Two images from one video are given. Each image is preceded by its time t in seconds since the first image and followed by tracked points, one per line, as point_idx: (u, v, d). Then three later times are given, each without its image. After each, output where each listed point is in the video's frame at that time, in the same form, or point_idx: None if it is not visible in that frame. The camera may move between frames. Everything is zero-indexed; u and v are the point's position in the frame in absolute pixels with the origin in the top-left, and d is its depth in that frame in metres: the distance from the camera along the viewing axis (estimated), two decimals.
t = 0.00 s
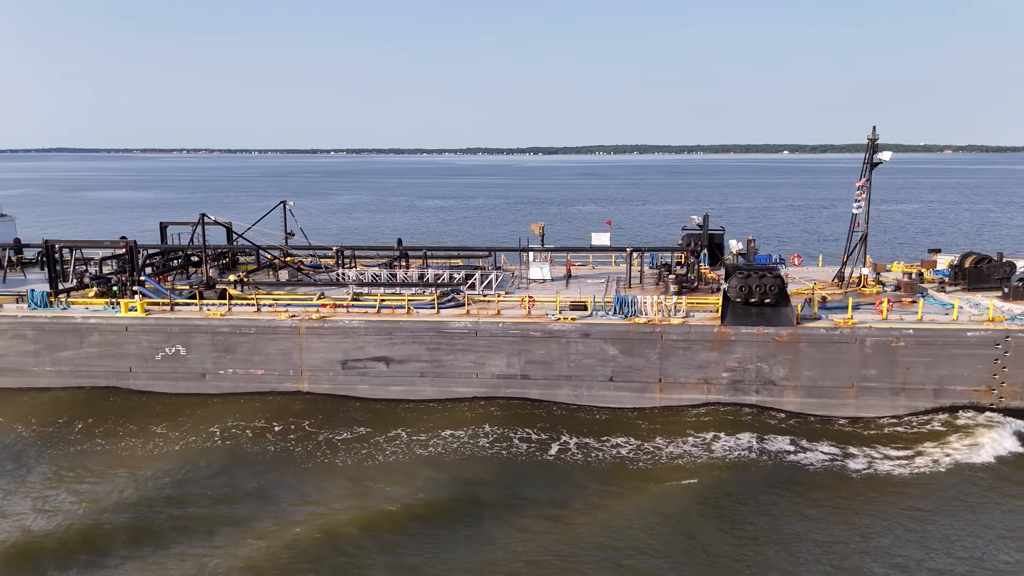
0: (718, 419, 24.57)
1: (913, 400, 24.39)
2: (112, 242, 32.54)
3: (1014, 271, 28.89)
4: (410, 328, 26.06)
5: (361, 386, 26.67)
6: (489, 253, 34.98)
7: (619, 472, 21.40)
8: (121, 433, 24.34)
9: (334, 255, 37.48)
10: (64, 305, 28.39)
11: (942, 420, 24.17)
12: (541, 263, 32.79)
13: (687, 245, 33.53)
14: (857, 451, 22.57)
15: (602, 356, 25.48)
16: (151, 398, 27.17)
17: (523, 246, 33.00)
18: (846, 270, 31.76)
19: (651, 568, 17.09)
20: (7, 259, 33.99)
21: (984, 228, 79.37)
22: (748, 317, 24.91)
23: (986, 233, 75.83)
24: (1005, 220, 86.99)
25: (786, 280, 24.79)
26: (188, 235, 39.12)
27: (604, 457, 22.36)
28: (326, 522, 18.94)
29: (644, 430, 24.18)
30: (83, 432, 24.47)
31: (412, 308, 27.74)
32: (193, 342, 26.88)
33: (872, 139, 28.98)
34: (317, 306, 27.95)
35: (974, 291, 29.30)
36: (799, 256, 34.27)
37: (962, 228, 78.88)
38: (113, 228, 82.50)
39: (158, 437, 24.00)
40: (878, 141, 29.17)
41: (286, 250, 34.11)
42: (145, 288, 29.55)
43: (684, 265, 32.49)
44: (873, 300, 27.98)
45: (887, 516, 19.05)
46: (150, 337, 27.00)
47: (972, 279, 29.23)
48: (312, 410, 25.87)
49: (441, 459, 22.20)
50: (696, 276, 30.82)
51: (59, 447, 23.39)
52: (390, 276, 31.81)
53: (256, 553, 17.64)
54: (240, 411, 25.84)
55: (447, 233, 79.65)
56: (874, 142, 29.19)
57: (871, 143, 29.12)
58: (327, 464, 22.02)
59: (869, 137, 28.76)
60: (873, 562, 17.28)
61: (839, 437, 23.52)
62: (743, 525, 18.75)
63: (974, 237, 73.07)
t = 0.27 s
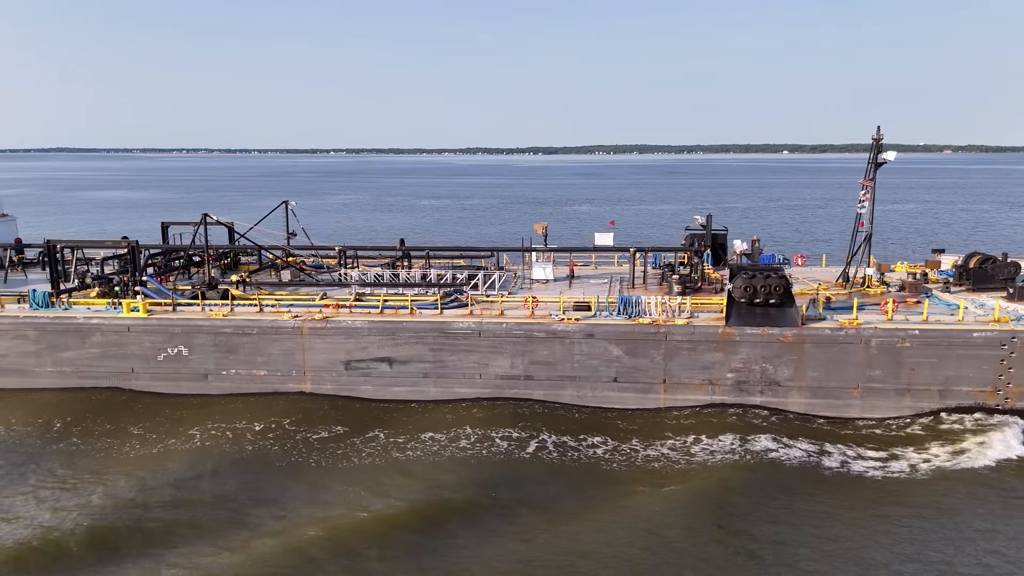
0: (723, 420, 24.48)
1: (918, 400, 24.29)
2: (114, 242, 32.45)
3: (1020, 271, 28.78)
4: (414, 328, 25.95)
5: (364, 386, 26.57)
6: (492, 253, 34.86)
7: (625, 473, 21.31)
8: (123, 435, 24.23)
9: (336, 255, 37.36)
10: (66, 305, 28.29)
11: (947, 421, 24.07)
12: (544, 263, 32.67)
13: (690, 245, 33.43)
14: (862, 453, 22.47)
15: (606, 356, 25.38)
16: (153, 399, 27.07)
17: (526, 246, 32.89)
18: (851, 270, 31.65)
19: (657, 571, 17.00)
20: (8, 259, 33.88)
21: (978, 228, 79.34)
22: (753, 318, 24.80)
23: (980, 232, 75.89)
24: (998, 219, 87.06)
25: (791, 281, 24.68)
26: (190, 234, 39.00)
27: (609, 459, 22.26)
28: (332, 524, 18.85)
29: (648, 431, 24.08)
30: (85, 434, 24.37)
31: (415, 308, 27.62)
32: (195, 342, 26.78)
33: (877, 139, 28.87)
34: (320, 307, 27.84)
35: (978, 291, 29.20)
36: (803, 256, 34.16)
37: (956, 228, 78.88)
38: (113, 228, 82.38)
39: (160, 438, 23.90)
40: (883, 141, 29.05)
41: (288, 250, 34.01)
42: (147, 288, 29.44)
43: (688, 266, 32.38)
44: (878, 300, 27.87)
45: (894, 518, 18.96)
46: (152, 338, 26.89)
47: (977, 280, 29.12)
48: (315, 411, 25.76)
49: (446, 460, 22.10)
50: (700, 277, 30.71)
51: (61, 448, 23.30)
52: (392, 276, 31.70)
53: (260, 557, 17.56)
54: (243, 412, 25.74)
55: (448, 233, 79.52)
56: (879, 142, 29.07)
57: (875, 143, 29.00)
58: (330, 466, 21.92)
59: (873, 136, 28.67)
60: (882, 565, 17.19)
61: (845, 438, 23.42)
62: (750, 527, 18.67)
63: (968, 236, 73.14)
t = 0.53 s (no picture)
0: (727, 421, 24.39)
1: (923, 401, 24.21)
2: (115, 242, 32.33)
3: None
4: (416, 329, 25.85)
5: (366, 387, 26.47)
6: (494, 253, 34.76)
7: (630, 475, 21.22)
8: (124, 436, 24.13)
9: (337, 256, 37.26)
10: (67, 306, 28.18)
11: (952, 422, 23.99)
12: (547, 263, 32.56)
13: (693, 245, 33.35)
14: (867, 454, 22.38)
15: (610, 357, 25.28)
16: (155, 400, 26.98)
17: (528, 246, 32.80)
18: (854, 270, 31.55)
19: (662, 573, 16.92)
20: (8, 259, 33.74)
21: (969, 228, 79.55)
22: (756, 318, 24.72)
23: (970, 231, 76.22)
24: (989, 219, 87.44)
25: (795, 281, 24.60)
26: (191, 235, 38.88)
27: (614, 461, 22.17)
28: (336, 527, 18.75)
29: (652, 433, 23.99)
30: (86, 435, 24.28)
31: (417, 309, 27.52)
32: (197, 343, 26.67)
33: (880, 139, 28.79)
34: (322, 308, 27.73)
35: (983, 292, 29.11)
36: (806, 256, 34.06)
37: (948, 228, 79.00)
38: (113, 228, 82.24)
39: (162, 439, 23.81)
40: (886, 141, 28.97)
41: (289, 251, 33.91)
42: (148, 289, 29.33)
43: (690, 266, 32.28)
44: (882, 301, 27.78)
45: (901, 521, 18.87)
46: (154, 339, 26.79)
47: (981, 280, 29.04)
48: (317, 413, 25.66)
49: (449, 462, 22.00)
50: (703, 277, 30.61)
51: (63, 450, 23.20)
52: (394, 277, 31.60)
53: (263, 559, 17.46)
54: (245, 414, 25.64)
55: (448, 233, 79.42)
56: (883, 142, 28.99)
57: (879, 143, 28.93)
58: (333, 467, 21.82)
59: (877, 136, 28.61)
60: (887, 567, 17.12)
61: (850, 440, 23.33)
62: (756, 530, 18.58)
63: (956, 235, 73.61)
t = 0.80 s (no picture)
0: (729, 422, 24.32)
1: (926, 402, 24.14)
2: (114, 243, 32.20)
3: None
4: (418, 329, 25.75)
5: (368, 388, 26.37)
6: (495, 253, 34.68)
7: (633, 477, 21.13)
8: (125, 438, 24.02)
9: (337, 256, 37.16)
10: (66, 306, 28.05)
11: (956, 423, 23.93)
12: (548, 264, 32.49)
13: (694, 245, 33.29)
14: (872, 456, 22.30)
15: (612, 358, 25.20)
16: (156, 401, 26.86)
17: (529, 246, 32.72)
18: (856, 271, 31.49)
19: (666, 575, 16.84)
20: (7, 260, 33.60)
21: (958, 228, 79.82)
22: (759, 319, 24.63)
23: (963, 231, 76.40)
24: (978, 219, 87.87)
25: (798, 282, 24.51)
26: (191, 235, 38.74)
27: (617, 462, 22.09)
28: (338, 529, 18.64)
29: (654, 434, 23.91)
30: (86, 436, 24.15)
31: (419, 309, 27.41)
32: (197, 344, 26.56)
33: (883, 139, 28.73)
34: (323, 308, 27.64)
35: (985, 292, 29.07)
36: (807, 257, 34.00)
37: (940, 228, 79.17)
38: (112, 228, 82.03)
39: (161, 441, 23.71)
40: (888, 141, 28.90)
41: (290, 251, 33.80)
42: (148, 289, 29.20)
43: (692, 266, 32.22)
44: (885, 301, 27.72)
45: (907, 522, 18.78)
46: (154, 339, 26.67)
47: (983, 280, 28.99)
48: (318, 413, 25.57)
49: (452, 464, 21.91)
50: (705, 277, 30.54)
51: (62, 451, 23.08)
52: (395, 277, 31.51)
53: (265, 562, 17.36)
54: (246, 415, 25.53)
55: (447, 233, 79.30)
56: (885, 142, 28.92)
57: (881, 143, 28.87)
58: (335, 469, 21.72)
59: (879, 136, 28.56)
60: (892, 569, 17.05)
61: (854, 441, 23.26)
62: (761, 532, 18.49)
63: (944, 235, 73.99)
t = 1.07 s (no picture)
0: (731, 423, 24.26)
1: (927, 402, 24.10)
2: (112, 243, 32.02)
3: None
4: (418, 330, 25.65)
5: (368, 389, 26.27)
6: (495, 253, 34.60)
7: (636, 478, 21.06)
8: (124, 439, 23.89)
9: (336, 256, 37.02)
10: (64, 307, 27.88)
11: (957, 424, 23.90)
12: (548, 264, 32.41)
13: (694, 245, 33.21)
14: (874, 457, 22.24)
15: (613, 358, 25.12)
16: (155, 402, 26.73)
17: (529, 246, 32.62)
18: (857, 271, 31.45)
19: None
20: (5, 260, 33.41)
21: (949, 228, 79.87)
22: (761, 319, 24.57)
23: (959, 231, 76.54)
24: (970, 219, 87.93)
25: (800, 282, 24.45)
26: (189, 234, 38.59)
27: (619, 463, 22.01)
28: (340, 531, 18.55)
29: (656, 435, 23.84)
30: (85, 438, 24.02)
31: (419, 309, 27.31)
32: (196, 344, 26.42)
33: (883, 139, 28.69)
34: (323, 308, 27.52)
35: (986, 292, 29.05)
36: (807, 257, 33.95)
37: (934, 228, 79.31)
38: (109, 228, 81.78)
39: (161, 442, 23.58)
40: (889, 141, 28.86)
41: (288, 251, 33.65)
42: (147, 290, 29.06)
43: (692, 266, 32.15)
44: (886, 302, 27.68)
45: (910, 523, 18.74)
46: (153, 340, 26.53)
47: (984, 280, 28.98)
48: (318, 414, 25.47)
49: (454, 465, 21.82)
50: (705, 278, 30.48)
51: (61, 453, 22.96)
52: (395, 278, 31.40)
53: (267, 564, 17.25)
54: (246, 416, 25.41)
55: (446, 233, 79.18)
56: (885, 142, 28.89)
57: (882, 143, 28.83)
58: (336, 471, 21.62)
59: (879, 136, 28.51)
60: (897, 570, 17.00)
61: (856, 442, 23.21)
62: (764, 533, 18.43)
63: (936, 234, 74.07)
